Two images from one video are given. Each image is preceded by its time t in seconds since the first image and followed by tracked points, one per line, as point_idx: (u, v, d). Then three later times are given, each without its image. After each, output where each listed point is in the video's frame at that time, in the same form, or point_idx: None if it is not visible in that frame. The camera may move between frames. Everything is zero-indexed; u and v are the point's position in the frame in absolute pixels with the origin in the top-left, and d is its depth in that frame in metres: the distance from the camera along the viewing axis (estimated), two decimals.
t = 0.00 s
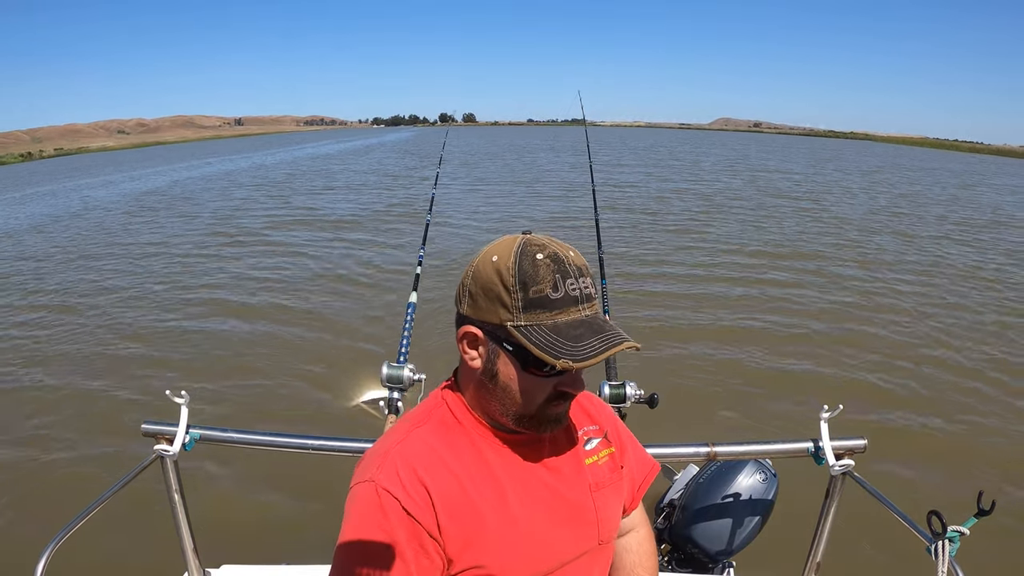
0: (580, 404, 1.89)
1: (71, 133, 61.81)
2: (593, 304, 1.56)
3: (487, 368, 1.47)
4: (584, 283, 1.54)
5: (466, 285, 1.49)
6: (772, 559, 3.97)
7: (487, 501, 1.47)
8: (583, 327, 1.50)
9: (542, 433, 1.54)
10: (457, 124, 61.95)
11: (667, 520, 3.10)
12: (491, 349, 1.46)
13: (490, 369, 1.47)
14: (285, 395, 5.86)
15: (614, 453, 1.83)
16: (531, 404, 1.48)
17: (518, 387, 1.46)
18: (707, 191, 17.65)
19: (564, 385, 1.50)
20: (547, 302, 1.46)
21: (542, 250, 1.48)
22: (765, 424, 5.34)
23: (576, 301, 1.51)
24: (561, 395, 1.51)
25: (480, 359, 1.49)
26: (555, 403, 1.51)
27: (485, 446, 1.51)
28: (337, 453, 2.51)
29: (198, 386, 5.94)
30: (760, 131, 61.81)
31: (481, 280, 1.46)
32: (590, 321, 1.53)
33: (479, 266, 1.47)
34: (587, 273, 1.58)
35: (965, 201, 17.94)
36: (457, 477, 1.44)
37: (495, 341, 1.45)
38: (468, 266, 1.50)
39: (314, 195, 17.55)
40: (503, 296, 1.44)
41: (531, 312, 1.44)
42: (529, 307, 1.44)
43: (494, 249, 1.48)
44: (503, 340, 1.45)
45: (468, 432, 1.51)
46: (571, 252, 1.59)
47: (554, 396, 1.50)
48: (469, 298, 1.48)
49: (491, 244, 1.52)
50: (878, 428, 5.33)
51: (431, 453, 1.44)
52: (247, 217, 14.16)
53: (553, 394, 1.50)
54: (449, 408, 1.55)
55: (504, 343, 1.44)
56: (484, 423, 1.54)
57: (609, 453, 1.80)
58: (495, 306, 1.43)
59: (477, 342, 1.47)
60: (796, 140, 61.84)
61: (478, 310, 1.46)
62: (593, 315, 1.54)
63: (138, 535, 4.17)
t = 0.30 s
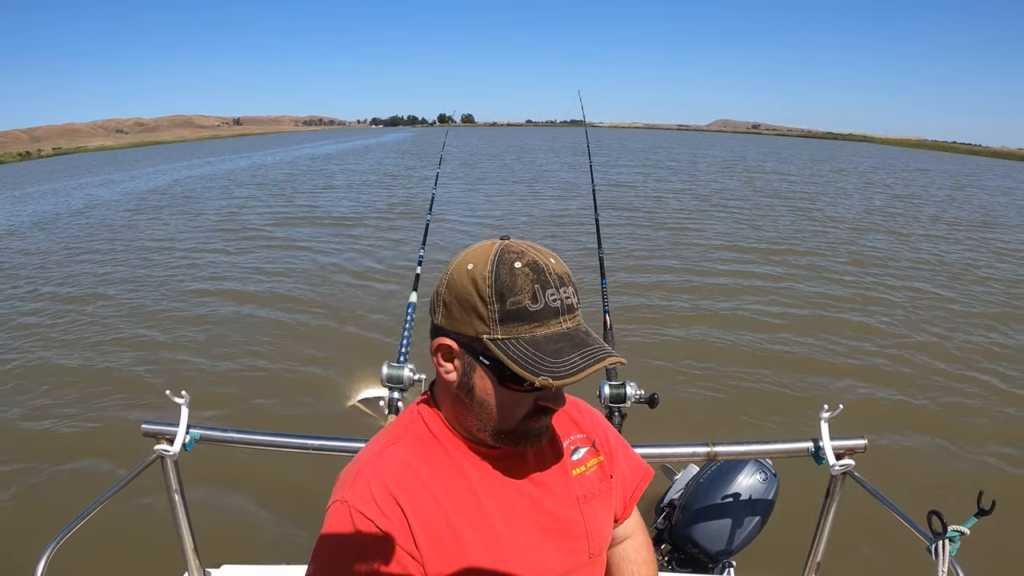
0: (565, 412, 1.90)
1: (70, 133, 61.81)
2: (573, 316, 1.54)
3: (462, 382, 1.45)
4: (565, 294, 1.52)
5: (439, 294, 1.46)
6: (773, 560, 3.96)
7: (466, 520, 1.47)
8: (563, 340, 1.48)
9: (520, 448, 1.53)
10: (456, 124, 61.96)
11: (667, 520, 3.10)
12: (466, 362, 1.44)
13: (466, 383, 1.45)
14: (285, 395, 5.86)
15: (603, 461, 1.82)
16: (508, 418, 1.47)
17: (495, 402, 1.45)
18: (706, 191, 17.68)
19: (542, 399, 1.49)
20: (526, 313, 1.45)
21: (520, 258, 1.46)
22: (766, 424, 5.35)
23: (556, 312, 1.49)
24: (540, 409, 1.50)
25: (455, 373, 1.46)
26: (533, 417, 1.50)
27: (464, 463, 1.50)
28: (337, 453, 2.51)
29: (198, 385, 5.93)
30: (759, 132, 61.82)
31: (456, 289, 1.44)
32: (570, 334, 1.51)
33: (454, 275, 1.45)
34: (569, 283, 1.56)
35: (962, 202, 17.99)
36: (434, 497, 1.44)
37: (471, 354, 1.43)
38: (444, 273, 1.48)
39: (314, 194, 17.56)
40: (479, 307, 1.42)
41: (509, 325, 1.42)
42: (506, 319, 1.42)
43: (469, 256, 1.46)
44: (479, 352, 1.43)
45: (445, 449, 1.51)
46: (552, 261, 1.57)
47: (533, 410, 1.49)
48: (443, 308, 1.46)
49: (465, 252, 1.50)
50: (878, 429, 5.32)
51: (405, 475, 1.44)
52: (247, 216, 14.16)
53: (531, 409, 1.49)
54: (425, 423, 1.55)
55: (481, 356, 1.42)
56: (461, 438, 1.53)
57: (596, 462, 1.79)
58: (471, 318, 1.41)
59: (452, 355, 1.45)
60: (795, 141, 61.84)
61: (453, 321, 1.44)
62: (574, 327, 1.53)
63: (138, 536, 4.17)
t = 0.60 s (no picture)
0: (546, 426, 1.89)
1: (69, 133, 61.81)
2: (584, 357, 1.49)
3: (454, 413, 1.40)
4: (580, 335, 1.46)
5: (442, 318, 1.38)
6: (773, 560, 3.96)
7: (443, 546, 1.45)
8: (570, 383, 1.44)
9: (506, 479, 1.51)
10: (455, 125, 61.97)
11: (667, 520, 3.10)
12: (461, 394, 1.39)
13: (460, 416, 1.40)
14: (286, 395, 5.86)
15: (584, 474, 1.85)
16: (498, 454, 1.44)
17: (488, 437, 1.41)
18: (705, 191, 17.70)
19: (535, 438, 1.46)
20: (540, 354, 1.40)
21: (538, 292, 1.39)
22: (766, 425, 5.34)
23: (568, 355, 1.44)
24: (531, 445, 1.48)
25: (447, 402, 1.41)
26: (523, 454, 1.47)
27: (443, 486, 1.48)
28: (336, 453, 2.51)
29: (198, 385, 5.93)
30: (758, 134, 61.86)
31: (463, 317, 1.36)
32: (578, 376, 1.47)
33: (462, 300, 1.36)
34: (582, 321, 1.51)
35: (960, 202, 18.02)
36: (410, 526, 1.42)
37: (471, 387, 1.38)
38: (448, 294, 1.39)
39: (314, 194, 17.57)
40: (489, 342, 1.35)
41: (519, 364, 1.37)
42: (517, 358, 1.37)
43: (482, 282, 1.38)
44: (481, 388, 1.38)
45: (420, 474, 1.48)
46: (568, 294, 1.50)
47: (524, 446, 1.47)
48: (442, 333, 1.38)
49: (473, 272, 1.41)
50: (878, 429, 5.32)
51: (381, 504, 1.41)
52: (246, 216, 14.15)
53: (523, 445, 1.46)
54: (399, 445, 1.51)
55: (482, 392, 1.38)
56: (440, 462, 1.50)
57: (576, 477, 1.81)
58: (477, 352, 1.35)
59: (447, 384, 1.39)
60: (795, 142, 61.85)
61: (453, 350, 1.37)
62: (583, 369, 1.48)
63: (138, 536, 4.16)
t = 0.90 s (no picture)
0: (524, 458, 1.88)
1: (68, 132, 61.80)
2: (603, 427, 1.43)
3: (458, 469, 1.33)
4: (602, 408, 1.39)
5: (459, 374, 1.28)
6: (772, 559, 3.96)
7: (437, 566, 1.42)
8: (587, 456, 1.38)
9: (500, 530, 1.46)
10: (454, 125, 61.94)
11: (666, 521, 3.10)
12: (466, 452, 1.32)
13: (461, 473, 1.33)
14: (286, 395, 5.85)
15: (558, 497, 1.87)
16: (495, 512, 1.39)
17: (489, 496, 1.35)
18: (705, 191, 17.72)
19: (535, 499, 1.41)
20: (563, 427, 1.33)
21: (569, 361, 1.30)
22: (766, 424, 5.34)
23: (590, 428, 1.37)
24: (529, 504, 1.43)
25: (447, 457, 1.33)
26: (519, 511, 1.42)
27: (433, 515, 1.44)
28: (336, 453, 2.51)
29: (198, 384, 5.93)
30: (758, 135, 61.86)
31: (485, 378, 1.26)
32: (596, 449, 1.41)
33: (485, 357, 1.26)
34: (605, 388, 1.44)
35: (959, 202, 18.04)
36: (395, 562, 1.36)
37: (478, 447, 1.31)
38: (467, 347, 1.28)
39: (314, 194, 17.58)
40: (510, 410, 1.28)
41: (537, 435, 1.30)
42: (540, 428, 1.30)
43: (508, 339, 1.28)
44: (492, 451, 1.31)
45: (401, 515, 1.41)
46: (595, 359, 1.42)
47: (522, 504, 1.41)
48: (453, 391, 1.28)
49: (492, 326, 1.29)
50: (877, 429, 5.32)
51: (358, 551, 1.34)
52: (246, 215, 14.15)
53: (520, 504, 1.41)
54: (378, 484, 1.45)
55: (491, 455, 1.31)
56: (424, 503, 1.44)
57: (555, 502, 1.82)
58: (495, 418, 1.27)
59: (451, 440, 1.31)
60: (795, 143, 61.84)
61: (467, 408, 1.29)
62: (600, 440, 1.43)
63: (138, 536, 4.15)
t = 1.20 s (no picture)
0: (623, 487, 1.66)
1: (69, 130, 61.80)
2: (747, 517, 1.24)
3: (595, 574, 1.11)
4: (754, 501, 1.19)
5: (616, 472, 1.04)
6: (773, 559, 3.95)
7: None
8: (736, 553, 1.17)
9: None
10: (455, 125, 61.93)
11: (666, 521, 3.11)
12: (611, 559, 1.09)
13: None
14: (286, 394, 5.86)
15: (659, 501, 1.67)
16: None
17: None
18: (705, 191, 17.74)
19: None
20: (729, 530, 1.11)
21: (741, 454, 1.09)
22: (766, 422, 5.33)
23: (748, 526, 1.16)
24: None
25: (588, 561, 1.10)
26: None
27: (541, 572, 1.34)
28: (336, 453, 2.51)
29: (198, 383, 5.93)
30: (759, 137, 61.86)
31: (645, 474, 1.03)
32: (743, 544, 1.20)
33: (651, 448, 1.04)
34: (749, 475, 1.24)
35: (959, 204, 18.06)
36: None
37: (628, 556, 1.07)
38: (624, 442, 1.05)
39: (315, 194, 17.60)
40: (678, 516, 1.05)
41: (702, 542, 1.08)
42: (700, 533, 1.08)
43: (677, 429, 1.05)
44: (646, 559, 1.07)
45: None
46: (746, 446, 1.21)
47: None
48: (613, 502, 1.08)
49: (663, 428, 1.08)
50: (877, 427, 5.31)
51: None
52: (247, 214, 14.16)
53: None
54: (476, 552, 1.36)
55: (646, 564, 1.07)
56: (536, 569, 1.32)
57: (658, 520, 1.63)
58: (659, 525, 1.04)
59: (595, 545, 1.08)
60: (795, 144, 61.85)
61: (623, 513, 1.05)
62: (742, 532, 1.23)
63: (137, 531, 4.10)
